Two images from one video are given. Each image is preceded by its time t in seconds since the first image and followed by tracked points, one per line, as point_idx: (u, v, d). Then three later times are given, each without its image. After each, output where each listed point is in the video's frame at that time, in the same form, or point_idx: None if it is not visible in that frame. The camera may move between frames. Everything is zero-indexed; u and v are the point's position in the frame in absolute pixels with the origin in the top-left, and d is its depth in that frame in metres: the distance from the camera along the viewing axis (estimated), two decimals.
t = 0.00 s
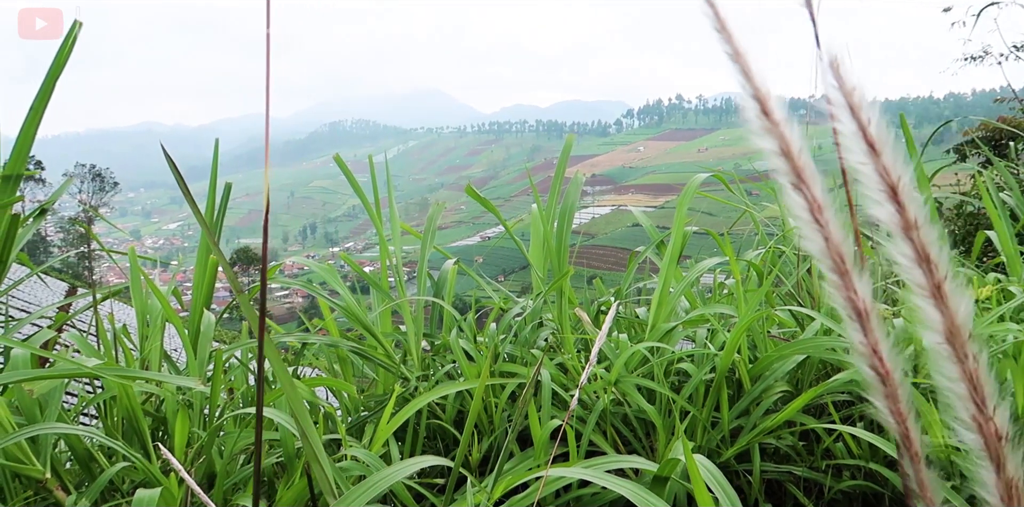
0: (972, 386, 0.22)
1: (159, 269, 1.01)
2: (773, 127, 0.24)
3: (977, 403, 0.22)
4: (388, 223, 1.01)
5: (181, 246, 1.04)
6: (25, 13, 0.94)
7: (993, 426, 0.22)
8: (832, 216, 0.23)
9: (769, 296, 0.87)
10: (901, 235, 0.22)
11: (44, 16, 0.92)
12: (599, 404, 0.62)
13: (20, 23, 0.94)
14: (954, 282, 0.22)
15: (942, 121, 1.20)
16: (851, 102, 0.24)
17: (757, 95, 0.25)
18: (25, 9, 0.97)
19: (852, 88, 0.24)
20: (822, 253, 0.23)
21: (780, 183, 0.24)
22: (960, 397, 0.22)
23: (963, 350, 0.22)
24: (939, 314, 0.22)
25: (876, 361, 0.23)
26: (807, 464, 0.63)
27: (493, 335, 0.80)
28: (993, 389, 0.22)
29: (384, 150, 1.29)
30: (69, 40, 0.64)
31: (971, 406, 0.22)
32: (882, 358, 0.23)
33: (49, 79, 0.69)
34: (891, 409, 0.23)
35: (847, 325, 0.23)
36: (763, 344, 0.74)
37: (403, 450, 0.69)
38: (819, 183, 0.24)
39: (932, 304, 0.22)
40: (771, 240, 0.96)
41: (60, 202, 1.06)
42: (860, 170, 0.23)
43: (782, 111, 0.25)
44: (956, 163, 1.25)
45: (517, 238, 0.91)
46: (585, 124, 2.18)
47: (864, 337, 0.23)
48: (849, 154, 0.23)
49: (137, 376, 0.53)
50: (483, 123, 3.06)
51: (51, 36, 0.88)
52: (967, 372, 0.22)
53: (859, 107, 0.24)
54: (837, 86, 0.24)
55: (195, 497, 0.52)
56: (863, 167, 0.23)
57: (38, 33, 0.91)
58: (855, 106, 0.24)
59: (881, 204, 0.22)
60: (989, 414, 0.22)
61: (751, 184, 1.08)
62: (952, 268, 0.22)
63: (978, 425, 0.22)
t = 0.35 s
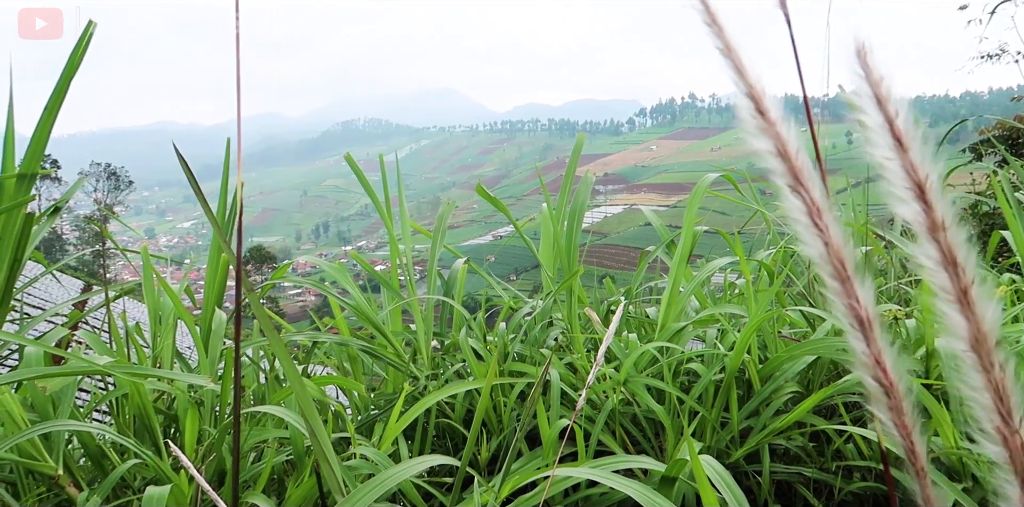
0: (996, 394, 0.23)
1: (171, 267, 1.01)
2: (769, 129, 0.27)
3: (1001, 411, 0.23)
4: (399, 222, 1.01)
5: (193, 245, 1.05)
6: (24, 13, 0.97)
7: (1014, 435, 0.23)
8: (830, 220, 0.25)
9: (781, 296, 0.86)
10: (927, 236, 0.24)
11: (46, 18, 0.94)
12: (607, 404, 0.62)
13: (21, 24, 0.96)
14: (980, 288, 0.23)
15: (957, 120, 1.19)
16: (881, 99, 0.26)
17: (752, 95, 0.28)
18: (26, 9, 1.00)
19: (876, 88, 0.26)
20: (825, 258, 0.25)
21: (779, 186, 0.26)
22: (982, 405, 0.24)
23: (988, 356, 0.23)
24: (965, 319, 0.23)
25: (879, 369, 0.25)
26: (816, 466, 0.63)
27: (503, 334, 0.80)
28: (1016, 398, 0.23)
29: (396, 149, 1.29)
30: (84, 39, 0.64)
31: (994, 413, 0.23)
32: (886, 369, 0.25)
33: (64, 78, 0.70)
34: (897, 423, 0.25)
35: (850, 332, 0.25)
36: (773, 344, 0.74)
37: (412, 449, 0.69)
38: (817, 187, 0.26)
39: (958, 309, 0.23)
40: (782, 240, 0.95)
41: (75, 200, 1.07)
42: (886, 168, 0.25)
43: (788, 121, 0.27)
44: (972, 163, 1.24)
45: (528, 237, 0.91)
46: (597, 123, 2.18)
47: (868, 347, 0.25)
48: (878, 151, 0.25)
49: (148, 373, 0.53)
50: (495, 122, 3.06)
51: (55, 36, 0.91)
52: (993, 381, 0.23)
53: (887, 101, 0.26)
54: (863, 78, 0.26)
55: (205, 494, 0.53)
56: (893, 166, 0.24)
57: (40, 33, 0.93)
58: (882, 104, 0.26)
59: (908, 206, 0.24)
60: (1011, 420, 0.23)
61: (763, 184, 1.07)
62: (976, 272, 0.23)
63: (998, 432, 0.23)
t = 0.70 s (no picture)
0: None
1: (183, 266, 1.02)
2: (829, 116, 0.26)
3: None
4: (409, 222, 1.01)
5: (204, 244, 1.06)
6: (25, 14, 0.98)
7: None
8: (891, 217, 0.25)
9: (792, 297, 0.86)
10: (1013, 232, 0.23)
11: (47, 17, 0.97)
12: (616, 405, 0.62)
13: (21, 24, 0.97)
14: None
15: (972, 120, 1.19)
16: (976, 83, 0.26)
17: (813, 79, 0.27)
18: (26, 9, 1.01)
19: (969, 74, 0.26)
20: (884, 257, 0.25)
21: (839, 178, 0.26)
22: None
23: None
24: None
25: (936, 375, 0.24)
26: (827, 468, 0.62)
27: (512, 333, 0.80)
28: None
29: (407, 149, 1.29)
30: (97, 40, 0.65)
31: None
32: (944, 376, 0.24)
33: (78, 79, 0.70)
34: (952, 431, 0.24)
35: (906, 336, 0.25)
36: (783, 345, 0.73)
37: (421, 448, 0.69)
38: (878, 180, 0.25)
39: None
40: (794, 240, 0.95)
41: (89, 199, 1.08)
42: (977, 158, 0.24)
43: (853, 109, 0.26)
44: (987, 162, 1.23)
45: (538, 237, 0.91)
46: (608, 122, 2.17)
47: (925, 353, 0.25)
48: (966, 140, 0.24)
49: (159, 373, 0.54)
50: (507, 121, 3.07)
51: (54, 36, 0.93)
52: None
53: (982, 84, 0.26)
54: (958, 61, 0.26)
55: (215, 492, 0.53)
56: (980, 156, 0.24)
57: (38, 33, 0.95)
58: (976, 88, 0.26)
59: (999, 200, 0.23)
60: None
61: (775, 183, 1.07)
62: None
63: None
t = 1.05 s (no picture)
0: None
1: (196, 265, 1.03)
2: (811, 120, 0.24)
3: None
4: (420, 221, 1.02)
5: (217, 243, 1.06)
6: (23, 14, 0.99)
7: None
8: (875, 219, 0.22)
9: (802, 297, 0.86)
10: (1002, 230, 0.20)
11: (45, 17, 0.97)
12: (625, 405, 0.62)
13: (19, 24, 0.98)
14: None
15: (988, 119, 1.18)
16: (969, 82, 0.23)
17: (792, 83, 0.25)
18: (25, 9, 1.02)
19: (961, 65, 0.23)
20: (866, 259, 0.23)
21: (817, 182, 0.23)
22: None
23: None
24: None
25: (918, 375, 0.23)
26: (837, 468, 0.62)
27: (522, 332, 0.80)
28: None
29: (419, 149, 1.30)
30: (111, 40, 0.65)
31: None
32: (925, 372, 0.23)
33: (92, 80, 0.71)
34: (934, 428, 0.23)
35: (888, 336, 0.23)
36: (794, 345, 0.73)
37: (430, 446, 0.69)
38: (860, 182, 0.23)
39: None
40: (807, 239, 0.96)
41: (104, 199, 1.09)
42: (970, 155, 0.21)
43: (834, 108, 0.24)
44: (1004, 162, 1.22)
45: (548, 237, 0.91)
46: (619, 122, 2.17)
47: (907, 351, 0.23)
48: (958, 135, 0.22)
49: (170, 370, 0.54)
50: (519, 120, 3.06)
51: (53, 36, 0.94)
52: None
53: (975, 81, 0.23)
54: (952, 58, 0.24)
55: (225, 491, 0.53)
56: (973, 153, 0.21)
57: (37, 33, 0.96)
58: (968, 86, 0.23)
59: (992, 197, 0.20)
60: None
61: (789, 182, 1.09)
62: None
63: None
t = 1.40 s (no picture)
0: (959, 403, 0.20)
1: (208, 268, 1.03)
2: (785, 135, 0.24)
3: (962, 420, 0.20)
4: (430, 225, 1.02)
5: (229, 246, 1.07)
6: (23, 15, 1.00)
7: (976, 442, 0.20)
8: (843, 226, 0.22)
9: (814, 301, 0.86)
10: (887, 249, 0.21)
11: (44, 17, 0.98)
12: (635, 409, 0.62)
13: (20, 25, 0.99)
14: (941, 298, 0.20)
15: (1003, 124, 1.17)
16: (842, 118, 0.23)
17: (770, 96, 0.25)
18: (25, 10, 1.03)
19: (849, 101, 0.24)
20: (831, 260, 0.23)
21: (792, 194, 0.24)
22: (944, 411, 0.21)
23: (949, 365, 0.20)
24: (918, 323, 0.20)
25: (881, 373, 0.23)
26: (848, 474, 0.62)
27: (532, 336, 0.80)
28: (979, 406, 0.20)
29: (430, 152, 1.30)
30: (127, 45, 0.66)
31: (956, 422, 0.20)
32: (888, 370, 0.22)
33: (107, 84, 0.72)
34: (893, 422, 0.22)
35: (852, 335, 0.23)
36: (805, 350, 0.73)
37: (439, 450, 0.69)
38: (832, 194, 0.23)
39: (917, 318, 0.20)
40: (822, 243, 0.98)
41: (119, 202, 1.10)
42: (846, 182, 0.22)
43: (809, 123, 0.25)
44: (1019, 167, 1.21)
45: (559, 241, 0.91)
46: (632, 126, 2.17)
47: (870, 351, 0.23)
48: (840, 167, 0.22)
49: (182, 373, 0.55)
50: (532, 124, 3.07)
51: (51, 36, 0.95)
52: (952, 387, 0.20)
53: (848, 121, 0.23)
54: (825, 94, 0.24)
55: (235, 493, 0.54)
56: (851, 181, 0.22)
57: (38, 34, 0.97)
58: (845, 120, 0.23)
59: (872, 214, 0.21)
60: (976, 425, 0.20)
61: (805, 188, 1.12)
62: (940, 283, 0.20)
63: (963, 440, 0.20)
